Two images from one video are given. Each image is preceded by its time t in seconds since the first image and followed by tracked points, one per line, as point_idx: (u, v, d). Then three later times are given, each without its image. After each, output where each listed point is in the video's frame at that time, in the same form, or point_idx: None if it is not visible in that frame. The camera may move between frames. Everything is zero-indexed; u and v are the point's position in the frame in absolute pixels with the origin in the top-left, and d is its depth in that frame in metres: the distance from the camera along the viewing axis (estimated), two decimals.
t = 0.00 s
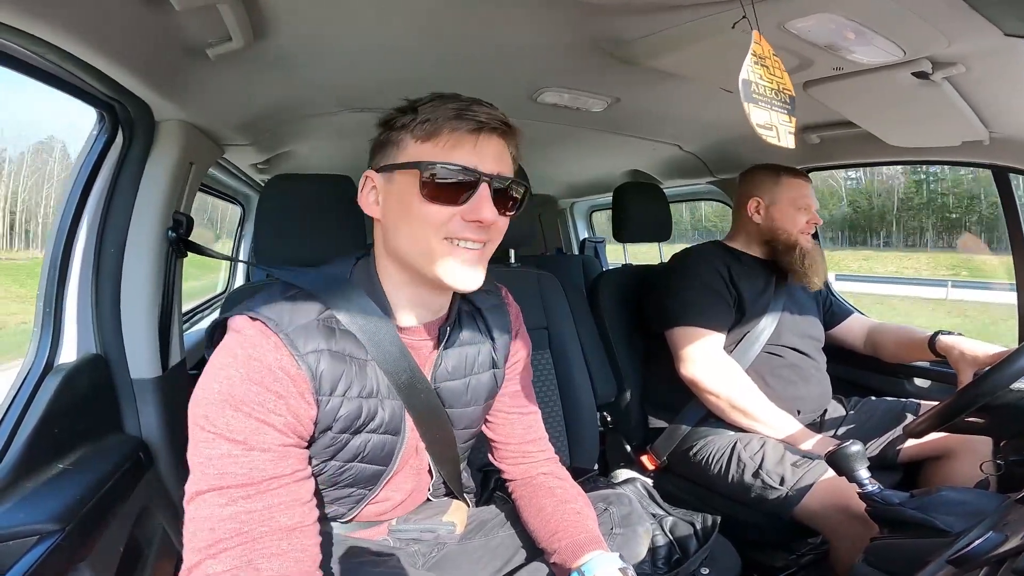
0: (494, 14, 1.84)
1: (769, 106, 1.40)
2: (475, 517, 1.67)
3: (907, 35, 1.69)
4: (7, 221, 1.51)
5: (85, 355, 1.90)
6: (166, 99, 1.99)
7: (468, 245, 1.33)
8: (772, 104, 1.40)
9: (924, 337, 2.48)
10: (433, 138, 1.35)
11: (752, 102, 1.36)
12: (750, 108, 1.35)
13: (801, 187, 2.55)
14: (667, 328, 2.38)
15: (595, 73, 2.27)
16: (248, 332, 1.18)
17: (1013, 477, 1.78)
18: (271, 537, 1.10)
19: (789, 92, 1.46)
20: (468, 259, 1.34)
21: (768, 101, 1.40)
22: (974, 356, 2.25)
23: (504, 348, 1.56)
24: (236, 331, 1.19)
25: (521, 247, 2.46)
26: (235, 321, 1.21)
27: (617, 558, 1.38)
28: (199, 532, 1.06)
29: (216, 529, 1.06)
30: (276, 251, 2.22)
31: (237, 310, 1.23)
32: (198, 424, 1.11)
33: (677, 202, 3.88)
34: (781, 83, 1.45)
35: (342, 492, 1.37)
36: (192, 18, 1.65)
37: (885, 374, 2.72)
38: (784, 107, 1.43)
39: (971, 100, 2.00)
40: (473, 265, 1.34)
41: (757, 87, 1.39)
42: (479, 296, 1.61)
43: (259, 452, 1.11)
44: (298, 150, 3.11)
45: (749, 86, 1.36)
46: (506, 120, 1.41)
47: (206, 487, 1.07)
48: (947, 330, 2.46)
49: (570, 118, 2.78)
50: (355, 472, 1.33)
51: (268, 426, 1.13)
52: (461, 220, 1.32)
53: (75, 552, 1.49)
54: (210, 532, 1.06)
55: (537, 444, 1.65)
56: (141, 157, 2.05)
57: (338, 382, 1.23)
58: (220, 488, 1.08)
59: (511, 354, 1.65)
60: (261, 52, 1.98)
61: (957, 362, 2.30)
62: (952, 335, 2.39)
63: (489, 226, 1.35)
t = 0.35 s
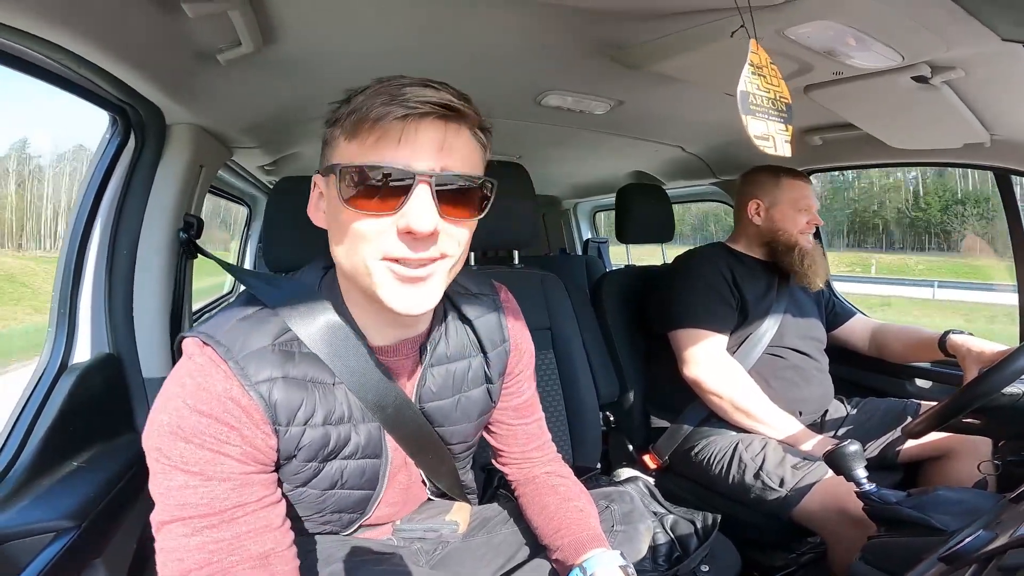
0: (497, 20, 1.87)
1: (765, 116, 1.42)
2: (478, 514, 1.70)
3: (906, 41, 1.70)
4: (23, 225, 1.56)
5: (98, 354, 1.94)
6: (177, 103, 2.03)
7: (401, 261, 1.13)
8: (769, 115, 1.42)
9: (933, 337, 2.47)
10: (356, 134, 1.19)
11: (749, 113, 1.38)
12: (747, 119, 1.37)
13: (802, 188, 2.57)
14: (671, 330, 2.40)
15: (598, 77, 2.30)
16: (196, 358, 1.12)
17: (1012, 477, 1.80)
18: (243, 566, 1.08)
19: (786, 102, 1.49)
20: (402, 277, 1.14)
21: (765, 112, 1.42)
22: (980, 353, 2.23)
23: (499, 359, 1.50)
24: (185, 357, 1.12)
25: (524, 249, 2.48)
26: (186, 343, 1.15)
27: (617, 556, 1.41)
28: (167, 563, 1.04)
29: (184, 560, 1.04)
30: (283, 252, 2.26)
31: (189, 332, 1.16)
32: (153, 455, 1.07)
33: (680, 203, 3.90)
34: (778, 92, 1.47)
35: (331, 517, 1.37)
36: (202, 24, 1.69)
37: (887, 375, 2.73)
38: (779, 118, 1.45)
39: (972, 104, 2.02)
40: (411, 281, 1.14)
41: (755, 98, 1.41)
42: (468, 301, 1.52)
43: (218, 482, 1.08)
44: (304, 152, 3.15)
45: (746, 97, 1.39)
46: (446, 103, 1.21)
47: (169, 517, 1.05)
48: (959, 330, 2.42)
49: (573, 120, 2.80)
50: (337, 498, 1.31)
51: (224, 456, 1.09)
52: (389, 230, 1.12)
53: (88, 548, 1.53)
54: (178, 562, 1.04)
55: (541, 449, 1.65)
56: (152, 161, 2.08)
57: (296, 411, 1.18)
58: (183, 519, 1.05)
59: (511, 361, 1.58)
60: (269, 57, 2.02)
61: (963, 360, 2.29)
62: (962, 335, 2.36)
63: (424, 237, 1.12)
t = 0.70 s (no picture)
0: (505, 18, 1.86)
1: (781, 113, 1.41)
2: (484, 518, 1.67)
3: (919, 39, 1.68)
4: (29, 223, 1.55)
5: (102, 354, 1.93)
6: (183, 102, 2.03)
7: (398, 298, 1.02)
8: (784, 112, 1.41)
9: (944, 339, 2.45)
10: (354, 147, 1.06)
11: (767, 109, 1.36)
12: (766, 115, 1.35)
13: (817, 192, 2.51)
14: (680, 332, 2.37)
15: (606, 77, 2.29)
16: (195, 377, 1.06)
17: None
18: None
19: (797, 98, 1.48)
20: (400, 313, 1.03)
21: (780, 108, 1.41)
22: (992, 357, 2.20)
23: (524, 381, 1.45)
24: (182, 374, 1.07)
25: (531, 249, 2.46)
26: (185, 356, 1.09)
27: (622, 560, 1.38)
28: None
29: None
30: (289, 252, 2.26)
31: (187, 344, 1.10)
32: (153, 479, 1.03)
33: (687, 204, 3.87)
34: (789, 89, 1.46)
35: (337, 533, 1.30)
36: (209, 22, 1.69)
37: (898, 378, 2.70)
38: (792, 114, 1.44)
39: (985, 103, 1.99)
40: (413, 320, 1.04)
41: (770, 94, 1.38)
42: (491, 315, 1.44)
43: (223, 508, 1.05)
44: (311, 152, 3.15)
45: (763, 93, 1.36)
46: (453, 107, 1.07)
47: (174, 543, 1.03)
48: (970, 334, 2.39)
49: (581, 121, 2.79)
50: (343, 521, 1.26)
51: (227, 482, 1.05)
52: (385, 262, 1.01)
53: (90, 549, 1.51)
54: None
55: (558, 460, 1.62)
56: (158, 160, 2.08)
57: (302, 437, 1.12)
58: (190, 545, 1.03)
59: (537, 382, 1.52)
60: (276, 55, 2.01)
61: (975, 363, 2.27)
62: (973, 338, 2.34)
63: (420, 273, 1.00)
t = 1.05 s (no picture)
0: (511, 20, 1.88)
1: (777, 119, 1.41)
2: (491, 516, 1.68)
3: (925, 42, 1.68)
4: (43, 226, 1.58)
5: (116, 353, 1.96)
6: (195, 105, 2.06)
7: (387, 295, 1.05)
8: (780, 117, 1.41)
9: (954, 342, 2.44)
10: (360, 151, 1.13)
11: (763, 115, 1.37)
12: (761, 121, 1.36)
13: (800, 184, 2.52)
14: (687, 331, 2.37)
15: (612, 79, 2.30)
16: (220, 367, 1.08)
17: None
18: None
19: (795, 104, 1.47)
20: (389, 311, 1.06)
21: (776, 114, 1.41)
22: (1001, 359, 2.19)
23: (536, 379, 1.46)
24: (207, 365, 1.09)
25: (537, 251, 2.47)
26: (209, 348, 1.12)
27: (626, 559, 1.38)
28: None
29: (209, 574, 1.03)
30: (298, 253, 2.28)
31: (211, 336, 1.13)
32: (175, 466, 1.05)
33: (694, 206, 3.87)
34: (788, 95, 1.46)
35: (349, 526, 1.33)
36: (221, 25, 1.72)
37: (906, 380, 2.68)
38: (788, 119, 1.43)
39: (994, 104, 1.98)
40: (401, 318, 1.06)
41: (768, 99, 1.39)
42: (504, 314, 1.46)
43: (242, 497, 1.06)
44: (320, 154, 3.18)
45: (759, 98, 1.37)
46: (449, 111, 1.09)
47: (194, 531, 1.04)
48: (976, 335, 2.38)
49: (588, 123, 2.80)
50: (356, 512, 1.28)
51: (247, 471, 1.06)
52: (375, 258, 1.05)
53: (102, 546, 1.53)
54: None
55: (566, 458, 1.63)
56: (170, 162, 2.11)
57: (320, 428, 1.14)
58: (209, 533, 1.04)
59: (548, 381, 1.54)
60: (286, 58, 2.04)
61: (983, 365, 2.25)
62: (980, 340, 2.33)
63: (402, 271, 1.02)
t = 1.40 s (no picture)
0: (519, 22, 1.88)
1: (794, 117, 1.40)
2: (498, 520, 1.67)
3: (937, 43, 1.67)
4: (54, 228, 1.59)
5: (127, 354, 1.98)
6: (206, 108, 2.08)
7: (350, 302, 1.05)
8: (797, 115, 1.40)
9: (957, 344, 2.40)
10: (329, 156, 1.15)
11: (777, 114, 1.36)
12: (775, 120, 1.35)
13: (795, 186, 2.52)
14: (693, 335, 2.35)
15: (619, 80, 2.30)
16: (219, 371, 1.09)
17: None
18: None
19: (815, 102, 1.46)
20: (352, 318, 1.06)
21: (793, 112, 1.40)
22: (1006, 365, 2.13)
23: (537, 383, 1.45)
24: (206, 369, 1.09)
25: (545, 253, 2.47)
26: (208, 352, 1.12)
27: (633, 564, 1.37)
28: None
29: None
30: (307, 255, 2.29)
31: (210, 339, 1.13)
32: (175, 470, 1.05)
33: (703, 208, 3.86)
34: (806, 93, 1.45)
35: (353, 531, 1.32)
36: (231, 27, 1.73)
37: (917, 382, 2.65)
38: (807, 118, 1.42)
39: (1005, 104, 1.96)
40: (364, 325, 1.06)
41: (782, 98, 1.38)
42: (506, 317, 1.45)
43: (241, 500, 1.06)
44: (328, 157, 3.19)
45: (774, 98, 1.36)
46: (402, 113, 1.05)
47: (193, 533, 1.05)
48: (982, 339, 2.33)
49: (595, 124, 2.80)
50: (358, 516, 1.27)
51: (246, 474, 1.07)
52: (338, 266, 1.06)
53: (111, 546, 1.53)
54: None
55: (572, 462, 1.62)
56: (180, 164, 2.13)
57: (318, 431, 1.13)
58: (208, 535, 1.05)
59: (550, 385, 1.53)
60: (296, 60, 2.05)
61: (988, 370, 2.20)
62: (983, 343, 2.29)
63: (359, 279, 1.02)
